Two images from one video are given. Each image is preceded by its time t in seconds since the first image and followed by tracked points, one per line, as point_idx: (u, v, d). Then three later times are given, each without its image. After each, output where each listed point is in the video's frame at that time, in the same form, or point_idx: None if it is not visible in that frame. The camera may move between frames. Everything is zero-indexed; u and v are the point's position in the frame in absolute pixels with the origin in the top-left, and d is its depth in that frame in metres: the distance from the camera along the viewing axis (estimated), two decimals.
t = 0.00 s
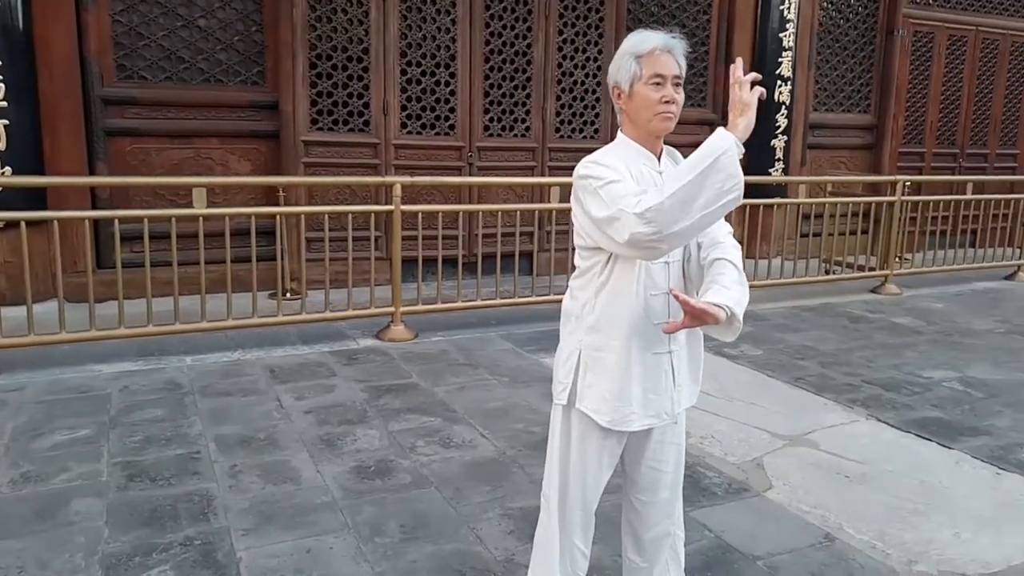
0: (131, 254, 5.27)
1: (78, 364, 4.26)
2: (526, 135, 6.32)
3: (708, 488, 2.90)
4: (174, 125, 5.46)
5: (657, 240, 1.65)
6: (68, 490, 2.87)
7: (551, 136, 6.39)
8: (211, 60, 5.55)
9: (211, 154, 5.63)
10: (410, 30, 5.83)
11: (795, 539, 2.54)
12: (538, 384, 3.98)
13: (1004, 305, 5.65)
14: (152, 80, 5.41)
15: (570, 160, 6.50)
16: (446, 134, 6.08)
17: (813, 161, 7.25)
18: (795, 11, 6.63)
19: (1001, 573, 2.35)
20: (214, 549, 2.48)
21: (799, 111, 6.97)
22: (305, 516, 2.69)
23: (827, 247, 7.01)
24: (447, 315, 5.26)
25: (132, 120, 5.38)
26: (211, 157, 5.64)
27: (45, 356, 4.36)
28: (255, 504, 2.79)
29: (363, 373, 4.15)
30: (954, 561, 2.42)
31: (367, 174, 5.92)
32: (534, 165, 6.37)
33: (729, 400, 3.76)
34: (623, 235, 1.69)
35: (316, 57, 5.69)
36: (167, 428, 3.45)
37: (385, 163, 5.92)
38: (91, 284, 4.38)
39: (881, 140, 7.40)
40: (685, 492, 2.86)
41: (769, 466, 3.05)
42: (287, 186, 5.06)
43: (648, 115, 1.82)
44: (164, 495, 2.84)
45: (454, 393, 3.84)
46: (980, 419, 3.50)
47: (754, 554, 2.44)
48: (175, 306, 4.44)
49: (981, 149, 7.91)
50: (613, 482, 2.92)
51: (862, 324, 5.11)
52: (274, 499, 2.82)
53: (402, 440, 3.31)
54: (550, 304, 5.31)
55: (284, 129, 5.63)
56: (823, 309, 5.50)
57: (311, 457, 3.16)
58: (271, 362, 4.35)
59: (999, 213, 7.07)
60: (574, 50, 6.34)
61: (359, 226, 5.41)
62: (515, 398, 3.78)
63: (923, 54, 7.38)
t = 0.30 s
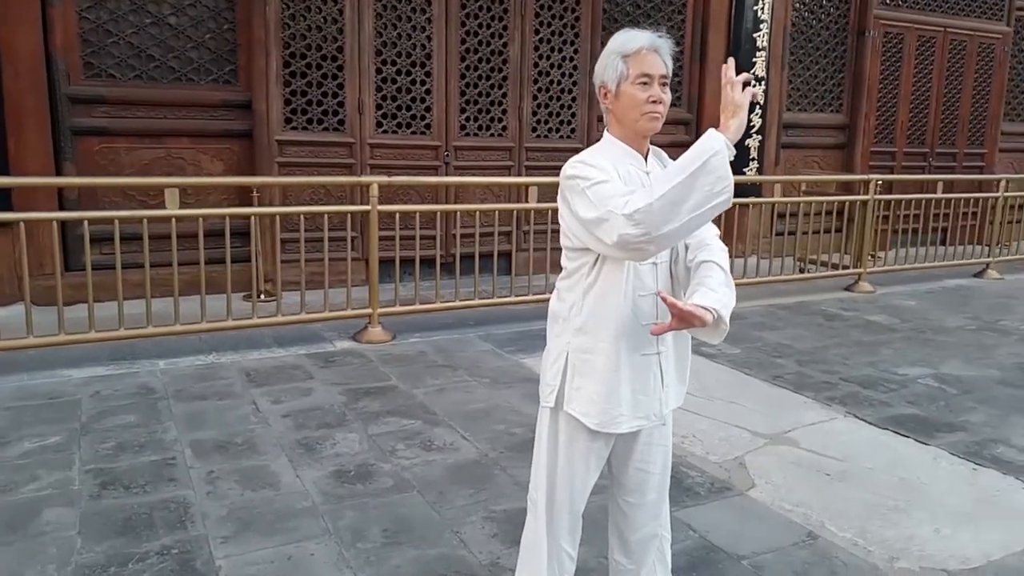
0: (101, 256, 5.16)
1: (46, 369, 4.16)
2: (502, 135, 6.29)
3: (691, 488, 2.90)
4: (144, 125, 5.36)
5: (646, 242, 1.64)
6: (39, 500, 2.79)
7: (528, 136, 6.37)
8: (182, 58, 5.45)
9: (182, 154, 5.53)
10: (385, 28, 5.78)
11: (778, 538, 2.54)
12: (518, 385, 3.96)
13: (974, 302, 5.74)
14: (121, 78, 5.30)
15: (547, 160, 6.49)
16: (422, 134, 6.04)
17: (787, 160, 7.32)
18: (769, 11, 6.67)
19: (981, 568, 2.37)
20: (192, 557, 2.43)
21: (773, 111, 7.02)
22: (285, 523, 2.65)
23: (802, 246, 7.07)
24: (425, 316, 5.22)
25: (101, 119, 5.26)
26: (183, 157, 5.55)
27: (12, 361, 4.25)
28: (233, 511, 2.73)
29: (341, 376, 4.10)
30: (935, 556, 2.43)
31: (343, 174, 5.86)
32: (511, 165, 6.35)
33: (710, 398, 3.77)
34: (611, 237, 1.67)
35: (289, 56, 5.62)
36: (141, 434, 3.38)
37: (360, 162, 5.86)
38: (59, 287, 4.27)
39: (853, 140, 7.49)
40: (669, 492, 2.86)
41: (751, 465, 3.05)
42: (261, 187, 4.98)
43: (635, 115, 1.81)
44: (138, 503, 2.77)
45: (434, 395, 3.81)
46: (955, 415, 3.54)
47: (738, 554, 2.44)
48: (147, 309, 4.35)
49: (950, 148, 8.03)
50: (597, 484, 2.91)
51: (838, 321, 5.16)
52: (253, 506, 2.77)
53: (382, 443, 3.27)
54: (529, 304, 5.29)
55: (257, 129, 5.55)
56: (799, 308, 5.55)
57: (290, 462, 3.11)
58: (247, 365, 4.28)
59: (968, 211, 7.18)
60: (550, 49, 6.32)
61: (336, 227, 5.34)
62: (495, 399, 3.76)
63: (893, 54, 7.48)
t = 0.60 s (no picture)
0: (74, 258, 5.06)
1: (18, 374, 4.07)
2: (482, 134, 6.27)
3: (677, 487, 2.90)
4: (118, 124, 5.27)
5: (637, 246, 1.62)
6: (13, 509, 2.73)
7: (508, 136, 6.35)
8: (156, 55, 5.37)
9: (157, 153, 5.45)
10: (364, 26, 5.74)
11: (765, 536, 2.55)
12: (502, 385, 3.95)
13: (950, 299, 5.82)
14: (93, 76, 5.20)
15: (527, 160, 6.47)
16: (401, 133, 5.99)
17: (765, 160, 7.38)
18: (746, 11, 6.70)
19: (965, 564, 2.38)
20: (174, 565, 2.38)
21: (751, 111, 7.07)
22: (269, 528, 2.61)
23: (779, 244, 7.12)
24: (406, 316, 5.18)
25: (72, 118, 5.16)
26: (158, 156, 5.46)
27: None
28: (215, 517, 2.69)
29: (322, 378, 4.05)
30: (919, 553, 2.45)
31: (321, 174, 5.80)
32: (491, 164, 6.33)
33: (693, 397, 3.78)
34: (603, 240, 1.66)
35: (266, 54, 5.55)
36: (118, 439, 3.31)
37: (338, 162, 5.81)
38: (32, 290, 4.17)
39: (829, 139, 7.56)
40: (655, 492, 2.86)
41: (735, 464, 3.06)
42: (238, 187, 4.91)
43: (626, 115, 1.80)
44: (117, 511, 2.72)
45: (417, 397, 3.78)
46: (934, 412, 3.58)
47: (726, 554, 2.44)
48: (123, 311, 4.27)
49: (924, 148, 8.14)
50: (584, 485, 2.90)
51: (817, 320, 5.20)
52: (236, 511, 2.72)
53: (366, 446, 3.24)
54: (510, 304, 5.27)
55: (234, 128, 5.49)
56: (778, 306, 5.59)
57: (273, 466, 3.07)
58: (226, 368, 4.22)
59: (942, 210, 7.27)
60: (530, 48, 6.31)
61: (315, 227, 5.29)
62: (479, 401, 3.74)
63: (868, 54, 7.56)
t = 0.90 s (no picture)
0: (49, 260, 4.97)
1: None
2: (464, 134, 6.25)
3: (665, 487, 2.90)
4: (93, 123, 5.18)
5: (630, 249, 1.62)
6: None
7: (489, 135, 6.33)
8: (132, 54, 5.28)
9: (133, 153, 5.36)
10: (343, 25, 5.70)
11: (754, 535, 2.56)
12: (486, 386, 3.93)
13: (927, 297, 5.89)
14: (66, 74, 5.11)
15: (508, 160, 6.45)
16: (382, 132, 5.95)
17: (744, 159, 7.42)
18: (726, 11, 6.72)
19: (951, 560, 2.40)
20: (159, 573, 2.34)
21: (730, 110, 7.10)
22: (255, 534, 2.57)
23: (760, 243, 7.17)
24: (388, 317, 5.14)
25: (46, 117, 5.07)
26: (134, 156, 5.37)
27: None
28: (199, 523, 2.64)
29: (305, 380, 4.01)
30: (907, 549, 2.46)
31: (302, 174, 5.75)
32: (473, 164, 6.31)
33: (678, 396, 3.79)
34: (597, 241, 1.65)
35: (245, 52, 5.49)
36: (97, 445, 3.25)
37: (319, 161, 5.76)
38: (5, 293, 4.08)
39: (808, 139, 7.63)
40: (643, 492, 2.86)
41: (722, 463, 3.07)
42: (217, 187, 4.84)
43: (618, 115, 1.80)
44: (98, 518, 2.67)
45: (401, 399, 3.75)
46: (916, 409, 3.61)
47: (716, 553, 2.45)
48: (100, 314, 4.19)
49: (900, 147, 8.23)
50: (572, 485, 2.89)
51: (798, 318, 5.24)
52: (220, 517, 2.68)
53: (351, 449, 3.21)
54: (494, 304, 5.26)
55: (212, 128, 5.42)
56: (760, 305, 5.62)
57: (257, 470, 3.03)
58: (206, 370, 4.16)
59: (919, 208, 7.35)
60: (511, 47, 6.29)
61: (296, 227, 5.24)
62: (464, 402, 3.72)
63: (845, 54, 7.63)
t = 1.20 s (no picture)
0: (24, 261, 4.87)
1: None
2: (446, 133, 6.22)
3: (654, 486, 2.90)
4: (69, 122, 5.09)
5: (626, 248, 1.61)
6: None
7: (472, 134, 6.30)
8: (108, 51, 5.20)
9: (110, 152, 5.28)
10: (324, 24, 5.65)
11: (744, 534, 2.56)
12: (473, 387, 3.92)
13: (906, 295, 5.96)
14: (41, 72, 5.02)
15: (491, 159, 6.43)
16: (364, 131, 5.91)
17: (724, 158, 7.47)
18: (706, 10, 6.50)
19: (939, 555, 2.43)
20: None
21: (711, 109, 7.14)
22: (241, 538, 2.53)
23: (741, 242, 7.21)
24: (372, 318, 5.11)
25: (21, 115, 4.97)
26: (110, 155, 5.29)
27: None
28: (185, 528, 2.60)
29: (288, 382, 3.97)
30: (895, 546, 2.48)
31: (283, 173, 5.69)
32: (455, 163, 6.28)
33: (664, 396, 3.79)
34: (593, 241, 1.65)
35: (224, 51, 5.42)
36: (77, 450, 3.19)
37: (300, 161, 5.71)
38: None
39: (787, 138, 7.69)
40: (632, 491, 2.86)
41: (710, 462, 3.08)
42: (195, 187, 4.77)
43: (613, 115, 1.79)
44: (80, 524, 2.62)
45: (387, 400, 3.73)
46: (899, 406, 3.65)
47: (707, 552, 2.45)
48: (78, 316, 4.12)
49: (877, 146, 8.32)
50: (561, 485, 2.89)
51: (781, 316, 5.27)
52: (206, 522, 2.64)
53: (337, 451, 3.18)
54: (478, 305, 5.24)
55: (191, 126, 5.34)
56: (741, 303, 5.66)
57: (242, 474, 2.99)
58: (188, 373, 4.10)
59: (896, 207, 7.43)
60: (493, 46, 6.28)
61: (278, 227, 5.19)
62: (450, 403, 3.70)
63: (823, 55, 7.70)
